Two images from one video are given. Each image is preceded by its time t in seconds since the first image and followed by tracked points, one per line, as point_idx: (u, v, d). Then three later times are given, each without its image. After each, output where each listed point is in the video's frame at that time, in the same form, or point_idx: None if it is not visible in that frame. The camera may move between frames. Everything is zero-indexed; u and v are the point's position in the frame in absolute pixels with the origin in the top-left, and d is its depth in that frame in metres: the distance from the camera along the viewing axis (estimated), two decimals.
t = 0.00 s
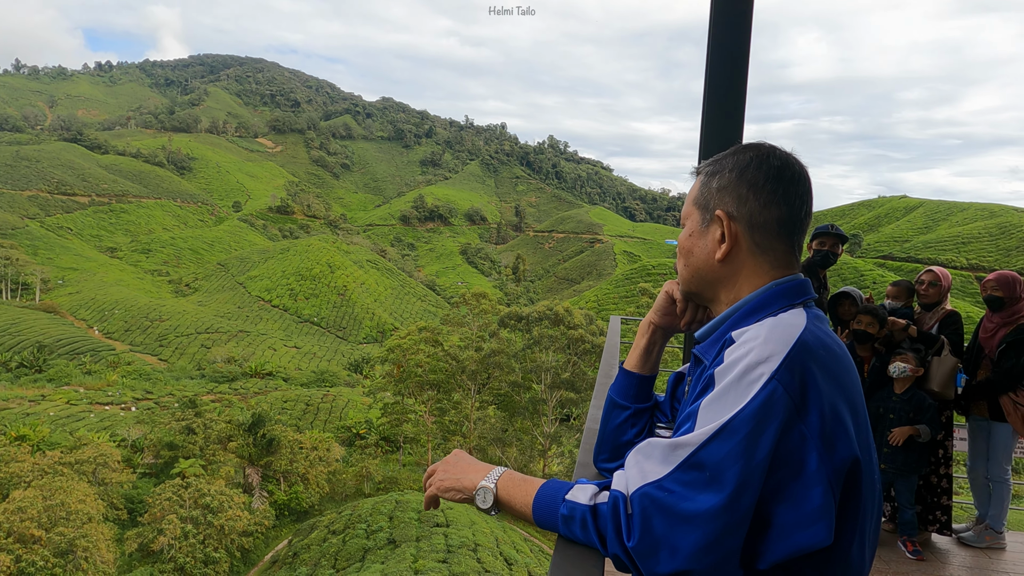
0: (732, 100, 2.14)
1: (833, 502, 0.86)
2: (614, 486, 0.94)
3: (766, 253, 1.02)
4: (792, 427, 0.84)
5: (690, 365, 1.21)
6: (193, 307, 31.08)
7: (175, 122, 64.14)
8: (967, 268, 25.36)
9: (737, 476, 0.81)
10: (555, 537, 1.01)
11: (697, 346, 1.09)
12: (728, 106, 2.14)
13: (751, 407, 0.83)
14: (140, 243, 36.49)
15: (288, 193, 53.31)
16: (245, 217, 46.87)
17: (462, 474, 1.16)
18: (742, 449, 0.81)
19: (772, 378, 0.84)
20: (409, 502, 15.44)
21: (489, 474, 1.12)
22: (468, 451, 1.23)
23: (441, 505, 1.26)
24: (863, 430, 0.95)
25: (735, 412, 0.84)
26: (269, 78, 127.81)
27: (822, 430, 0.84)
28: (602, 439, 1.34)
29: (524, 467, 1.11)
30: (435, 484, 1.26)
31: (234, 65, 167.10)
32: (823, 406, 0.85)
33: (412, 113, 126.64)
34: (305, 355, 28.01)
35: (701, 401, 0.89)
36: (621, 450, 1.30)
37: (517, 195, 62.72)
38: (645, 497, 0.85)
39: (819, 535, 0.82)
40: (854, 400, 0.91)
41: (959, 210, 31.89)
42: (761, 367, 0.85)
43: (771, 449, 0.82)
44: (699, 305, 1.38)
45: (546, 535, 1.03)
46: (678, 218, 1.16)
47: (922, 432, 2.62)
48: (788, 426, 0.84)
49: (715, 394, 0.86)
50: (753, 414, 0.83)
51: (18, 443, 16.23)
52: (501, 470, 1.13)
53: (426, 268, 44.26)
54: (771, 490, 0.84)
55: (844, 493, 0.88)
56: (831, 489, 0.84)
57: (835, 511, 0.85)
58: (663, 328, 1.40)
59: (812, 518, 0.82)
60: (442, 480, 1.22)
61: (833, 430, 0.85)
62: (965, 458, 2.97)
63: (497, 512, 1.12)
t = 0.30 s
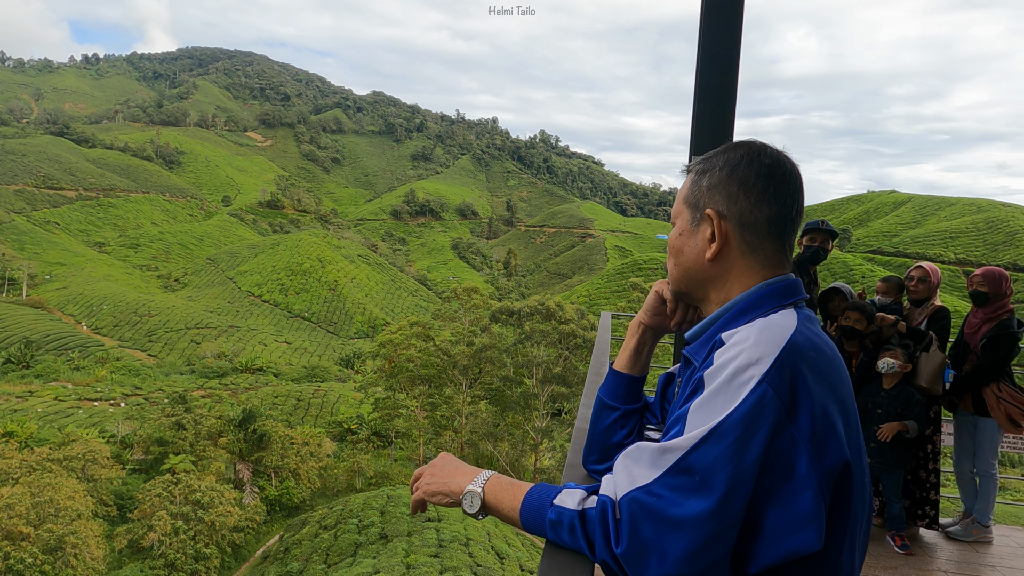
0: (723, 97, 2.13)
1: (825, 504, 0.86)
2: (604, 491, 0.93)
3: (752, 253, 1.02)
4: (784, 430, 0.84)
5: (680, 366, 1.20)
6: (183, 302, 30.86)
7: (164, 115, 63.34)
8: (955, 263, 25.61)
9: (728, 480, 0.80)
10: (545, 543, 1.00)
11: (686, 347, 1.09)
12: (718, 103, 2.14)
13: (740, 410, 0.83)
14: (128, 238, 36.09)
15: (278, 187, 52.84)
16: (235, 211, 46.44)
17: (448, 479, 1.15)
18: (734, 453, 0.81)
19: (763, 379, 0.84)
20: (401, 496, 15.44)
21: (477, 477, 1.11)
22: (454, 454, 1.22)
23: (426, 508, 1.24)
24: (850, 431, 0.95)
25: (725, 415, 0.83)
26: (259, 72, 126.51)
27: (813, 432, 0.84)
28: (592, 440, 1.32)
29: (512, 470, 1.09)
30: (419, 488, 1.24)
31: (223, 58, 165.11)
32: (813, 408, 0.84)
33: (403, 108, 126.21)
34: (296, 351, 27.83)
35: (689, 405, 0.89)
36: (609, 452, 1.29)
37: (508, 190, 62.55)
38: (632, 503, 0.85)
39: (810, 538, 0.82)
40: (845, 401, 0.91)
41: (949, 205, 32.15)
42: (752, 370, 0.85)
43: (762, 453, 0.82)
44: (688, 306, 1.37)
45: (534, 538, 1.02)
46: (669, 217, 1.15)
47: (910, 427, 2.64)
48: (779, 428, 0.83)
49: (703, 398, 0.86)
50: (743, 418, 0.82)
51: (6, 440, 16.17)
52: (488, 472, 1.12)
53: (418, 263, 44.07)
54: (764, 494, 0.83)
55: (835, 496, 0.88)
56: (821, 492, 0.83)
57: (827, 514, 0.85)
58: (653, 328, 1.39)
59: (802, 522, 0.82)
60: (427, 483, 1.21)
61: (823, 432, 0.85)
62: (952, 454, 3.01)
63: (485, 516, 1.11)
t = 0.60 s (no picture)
0: (715, 101, 2.13)
1: (824, 515, 0.86)
2: (598, 504, 0.93)
3: (752, 259, 1.01)
4: (784, 442, 0.83)
5: (674, 374, 1.19)
6: (173, 300, 30.60)
7: (154, 113, 62.61)
8: (944, 262, 25.88)
9: (727, 493, 0.80)
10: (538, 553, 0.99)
11: (682, 354, 1.08)
12: (713, 106, 2.14)
13: (742, 421, 0.82)
14: (118, 236, 35.66)
15: (270, 186, 52.49)
16: (226, 210, 46.08)
17: (440, 488, 1.14)
18: (731, 465, 0.80)
19: (761, 391, 0.84)
20: (394, 495, 15.38)
21: (470, 489, 1.10)
22: (447, 462, 1.21)
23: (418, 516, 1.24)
24: (850, 441, 0.94)
25: (721, 426, 0.83)
26: (251, 69, 125.58)
27: (810, 444, 0.84)
28: (586, 448, 1.32)
29: (503, 481, 1.09)
30: (412, 497, 1.23)
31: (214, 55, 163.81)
32: (811, 418, 0.84)
33: (396, 107, 125.88)
34: (288, 350, 27.67)
35: (688, 415, 0.88)
36: (605, 460, 1.29)
37: (501, 189, 62.60)
38: (627, 517, 0.85)
39: (806, 554, 0.81)
40: (844, 410, 0.90)
41: (939, 205, 32.46)
42: (750, 379, 0.85)
43: (759, 463, 0.81)
44: (686, 311, 1.37)
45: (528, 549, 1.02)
46: (664, 221, 1.14)
47: (903, 429, 2.66)
48: (777, 439, 0.83)
49: (701, 408, 0.86)
50: (741, 428, 0.82)
51: None
52: (482, 483, 1.11)
53: (410, 262, 43.90)
54: (759, 507, 0.83)
55: (834, 507, 0.88)
56: (821, 505, 0.83)
57: (823, 527, 0.84)
58: (649, 334, 1.38)
59: (802, 537, 0.81)
60: (419, 494, 1.20)
61: (821, 443, 0.84)
62: (943, 454, 3.04)
63: (478, 526, 1.10)
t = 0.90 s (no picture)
0: (711, 106, 2.14)
1: (826, 523, 0.86)
2: (600, 510, 0.92)
3: (754, 266, 1.01)
4: (786, 448, 0.83)
5: (676, 379, 1.19)
6: (167, 302, 30.40)
7: (148, 113, 62.14)
8: (937, 265, 26.07)
9: (728, 502, 0.80)
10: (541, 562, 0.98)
11: (684, 361, 1.07)
12: (712, 108, 2.14)
13: (743, 430, 0.82)
14: (112, 238, 35.25)
15: (265, 187, 52.32)
16: (221, 211, 45.83)
17: (440, 494, 1.13)
18: (736, 473, 0.80)
19: (765, 398, 0.83)
20: (388, 497, 15.34)
21: (471, 495, 1.09)
22: (448, 469, 1.20)
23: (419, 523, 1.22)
24: (853, 448, 0.94)
25: (725, 435, 0.82)
26: (245, 70, 125.16)
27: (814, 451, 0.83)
28: (585, 454, 1.32)
29: (506, 486, 1.08)
30: (412, 504, 1.22)
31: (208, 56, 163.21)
32: (814, 426, 0.84)
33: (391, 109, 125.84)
34: (283, 351, 27.54)
35: (690, 423, 0.87)
36: (605, 466, 1.28)
37: (496, 191, 62.64)
38: (631, 524, 0.84)
39: (812, 560, 0.81)
40: (846, 418, 0.90)
41: (931, 208, 32.70)
42: (754, 388, 0.84)
43: (764, 472, 0.81)
44: (686, 317, 1.36)
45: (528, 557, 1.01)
46: (666, 227, 1.13)
47: (897, 432, 2.68)
48: (779, 447, 0.83)
49: (704, 415, 0.85)
50: (743, 438, 0.82)
51: None
52: (482, 491, 1.10)
53: (405, 263, 43.77)
54: (763, 515, 0.83)
55: (835, 514, 0.88)
56: (823, 513, 0.83)
57: (827, 536, 0.84)
58: (648, 341, 1.38)
59: (805, 544, 0.81)
60: (421, 499, 1.19)
61: (825, 452, 0.84)
62: (937, 456, 3.05)
63: (478, 533, 1.09)
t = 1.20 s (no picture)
0: (702, 110, 2.17)
1: (805, 522, 0.87)
2: (586, 510, 0.93)
3: (736, 271, 1.03)
4: (766, 449, 0.85)
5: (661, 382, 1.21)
6: (161, 307, 30.23)
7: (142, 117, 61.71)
8: (930, 270, 26.24)
9: (710, 501, 0.81)
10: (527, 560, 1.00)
11: (671, 364, 1.09)
12: (702, 112, 2.17)
13: (725, 430, 0.83)
14: (105, 241, 34.70)
15: (259, 192, 52.32)
16: (216, 215, 45.58)
17: (431, 496, 1.14)
18: (716, 474, 0.81)
19: (745, 401, 0.85)
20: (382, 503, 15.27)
21: (461, 494, 1.10)
22: (439, 469, 1.22)
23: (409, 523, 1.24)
24: (833, 449, 0.95)
25: (705, 434, 0.84)
26: (240, 74, 125.06)
27: (794, 453, 0.85)
28: (575, 455, 1.33)
29: (494, 487, 1.09)
30: (404, 503, 1.23)
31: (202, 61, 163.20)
32: (794, 429, 0.86)
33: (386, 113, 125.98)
34: (277, 356, 27.41)
35: (674, 424, 0.89)
36: (594, 468, 1.30)
37: (491, 196, 62.65)
38: (616, 523, 0.85)
39: (790, 559, 0.83)
40: (824, 421, 0.92)
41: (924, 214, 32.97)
42: (735, 391, 0.86)
43: (743, 473, 0.82)
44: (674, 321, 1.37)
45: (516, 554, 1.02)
46: (652, 233, 1.16)
47: (887, 436, 2.70)
48: (759, 448, 0.84)
49: (687, 418, 0.87)
50: (723, 438, 0.83)
51: None
52: (471, 490, 1.12)
53: (401, 268, 43.57)
54: (744, 514, 0.84)
55: (814, 513, 0.89)
56: (801, 512, 0.85)
57: (805, 535, 0.86)
58: (638, 344, 1.40)
59: (785, 543, 0.83)
60: (411, 498, 1.20)
61: (805, 454, 0.86)
62: (926, 460, 3.07)
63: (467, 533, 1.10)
